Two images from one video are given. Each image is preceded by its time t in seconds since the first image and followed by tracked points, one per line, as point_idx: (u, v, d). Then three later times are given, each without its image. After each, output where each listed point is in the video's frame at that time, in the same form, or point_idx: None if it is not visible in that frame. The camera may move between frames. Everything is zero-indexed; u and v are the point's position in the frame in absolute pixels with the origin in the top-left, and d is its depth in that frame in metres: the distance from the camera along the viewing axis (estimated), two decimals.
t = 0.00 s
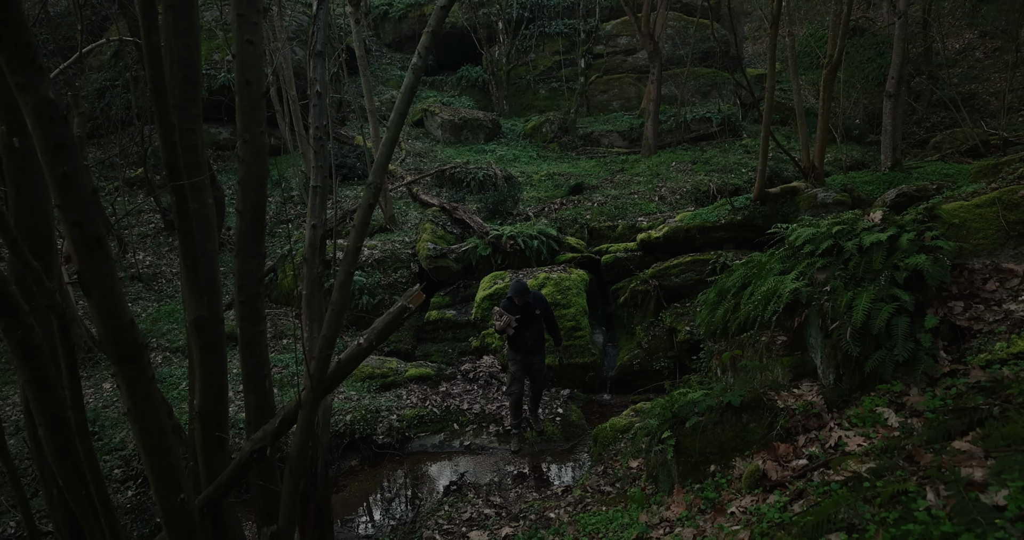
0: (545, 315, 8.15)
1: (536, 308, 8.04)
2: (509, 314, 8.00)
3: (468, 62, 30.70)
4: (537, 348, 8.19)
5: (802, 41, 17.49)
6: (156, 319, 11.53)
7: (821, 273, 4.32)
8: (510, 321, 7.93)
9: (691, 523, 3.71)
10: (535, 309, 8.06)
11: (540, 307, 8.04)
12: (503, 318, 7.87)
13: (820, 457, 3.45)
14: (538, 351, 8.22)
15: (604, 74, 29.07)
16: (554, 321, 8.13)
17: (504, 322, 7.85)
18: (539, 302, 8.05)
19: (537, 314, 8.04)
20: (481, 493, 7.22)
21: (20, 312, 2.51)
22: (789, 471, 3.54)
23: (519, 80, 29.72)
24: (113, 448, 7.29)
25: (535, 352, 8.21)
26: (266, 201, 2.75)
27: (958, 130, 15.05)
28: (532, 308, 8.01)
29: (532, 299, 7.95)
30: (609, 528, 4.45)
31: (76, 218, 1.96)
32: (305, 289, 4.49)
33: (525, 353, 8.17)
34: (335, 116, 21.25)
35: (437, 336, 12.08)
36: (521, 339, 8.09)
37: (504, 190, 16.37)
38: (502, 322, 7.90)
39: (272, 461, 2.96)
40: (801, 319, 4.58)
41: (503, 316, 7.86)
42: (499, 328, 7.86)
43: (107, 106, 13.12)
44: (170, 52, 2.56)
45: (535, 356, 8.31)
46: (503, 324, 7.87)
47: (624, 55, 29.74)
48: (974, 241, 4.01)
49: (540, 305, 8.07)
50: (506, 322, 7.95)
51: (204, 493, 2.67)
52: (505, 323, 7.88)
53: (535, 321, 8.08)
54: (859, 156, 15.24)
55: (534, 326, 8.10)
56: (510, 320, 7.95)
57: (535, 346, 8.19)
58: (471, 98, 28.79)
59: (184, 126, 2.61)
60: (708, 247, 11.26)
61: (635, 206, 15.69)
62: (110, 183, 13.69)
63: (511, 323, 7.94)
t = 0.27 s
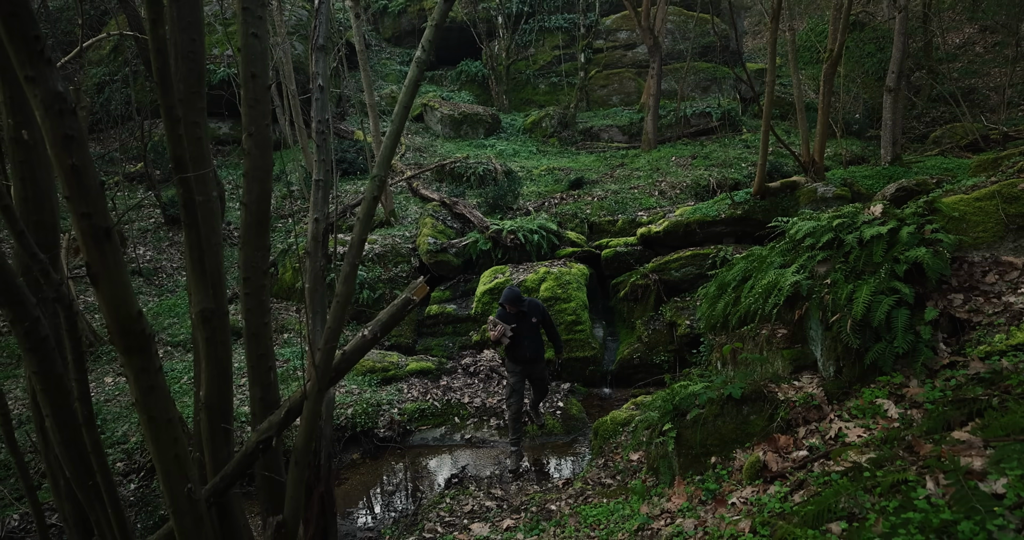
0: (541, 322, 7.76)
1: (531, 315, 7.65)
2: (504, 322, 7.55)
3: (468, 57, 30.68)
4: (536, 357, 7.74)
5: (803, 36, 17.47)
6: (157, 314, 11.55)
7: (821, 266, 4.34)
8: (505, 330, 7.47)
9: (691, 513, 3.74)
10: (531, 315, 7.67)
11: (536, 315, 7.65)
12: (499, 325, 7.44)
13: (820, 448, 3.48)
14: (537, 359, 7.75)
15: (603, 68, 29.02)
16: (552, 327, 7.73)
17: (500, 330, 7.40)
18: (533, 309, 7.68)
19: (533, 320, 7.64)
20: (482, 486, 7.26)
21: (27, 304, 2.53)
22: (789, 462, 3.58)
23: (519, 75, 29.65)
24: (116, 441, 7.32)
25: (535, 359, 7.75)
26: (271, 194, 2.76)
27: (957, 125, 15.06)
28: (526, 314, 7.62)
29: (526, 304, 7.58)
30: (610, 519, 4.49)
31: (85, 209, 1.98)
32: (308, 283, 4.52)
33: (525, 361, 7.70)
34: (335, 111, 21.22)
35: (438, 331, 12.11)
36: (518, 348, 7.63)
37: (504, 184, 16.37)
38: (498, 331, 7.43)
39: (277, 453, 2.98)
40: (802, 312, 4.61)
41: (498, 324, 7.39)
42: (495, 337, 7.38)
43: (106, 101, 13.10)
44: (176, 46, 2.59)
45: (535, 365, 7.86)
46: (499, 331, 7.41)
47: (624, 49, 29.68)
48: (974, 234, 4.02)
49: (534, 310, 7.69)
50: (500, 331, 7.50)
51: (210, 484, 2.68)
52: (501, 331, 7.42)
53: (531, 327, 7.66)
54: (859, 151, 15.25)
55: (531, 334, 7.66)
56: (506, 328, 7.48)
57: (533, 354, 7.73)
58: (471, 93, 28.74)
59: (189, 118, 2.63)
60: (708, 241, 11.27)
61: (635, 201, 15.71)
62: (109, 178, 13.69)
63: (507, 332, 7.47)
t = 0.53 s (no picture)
0: (535, 337, 7.42)
1: (524, 330, 7.31)
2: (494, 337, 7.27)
3: (468, 52, 30.65)
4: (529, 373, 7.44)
5: (803, 30, 17.44)
6: (158, 309, 11.58)
7: (822, 260, 4.36)
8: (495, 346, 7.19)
9: (693, 505, 3.77)
10: (523, 330, 7.33)
11: (529, 330, 7.32)
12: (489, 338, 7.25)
13: (821, 440, 3.51)
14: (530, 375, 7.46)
15: (603, 63, 28.96)
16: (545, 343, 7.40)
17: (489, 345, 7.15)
18: (527, 324, 7.32)
19: (525, 336, 7.30)
20: (483, 479, 7.29)
21: (34, 295, 2.56)
22: (790, 453, 3.61)
23: (519, 70, 29.58)
24: (118, 435, 7.36)
25: (527, 375, 7.47)
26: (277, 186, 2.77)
27: (958, 120, 15.06)
28: (518, 330, 7.27)
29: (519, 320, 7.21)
30: (612, 511, 4.52)
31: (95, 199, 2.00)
32: (311, 277, 4.54)
33: (515, 378, 7.44)
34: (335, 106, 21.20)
35: (439, 325, 12.14)
36: (509, 364, 7.36)
37: (505, 179, 16.36)
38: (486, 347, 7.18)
39: (282, 443, 3.00)
40: (803, 305, 4.63)
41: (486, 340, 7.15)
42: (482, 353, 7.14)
43: (106, 96, 13.09)
44: (181, 38, 2.61)
45: (528, 381, 7.59)
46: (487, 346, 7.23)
47: (624, 44, 29.62)
48: (975, 227, 4.04)
49: (527, 326, 7.33)
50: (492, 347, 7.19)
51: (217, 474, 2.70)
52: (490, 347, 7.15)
53: (523, 343, 7.34)
54: (859, 146, 15.26)
55: (523, 349, 7.37)
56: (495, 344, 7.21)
57: (526, 370, 7.44)
58: (471, 88, 28.69)
59: (195, 111, 2.65)
60: (709, 236, 11.29)
61: (635, 196, 15.72)
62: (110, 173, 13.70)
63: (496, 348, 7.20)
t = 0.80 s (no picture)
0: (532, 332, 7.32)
1: (523, 324, 7.19)
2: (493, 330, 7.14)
3: (468, 47, 30.60)
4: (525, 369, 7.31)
5: (804, 25, 17.39)
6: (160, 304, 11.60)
7: (824, 253, 4.39)
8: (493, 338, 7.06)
9: (695, 495, 3.80)
10: (523, 324, 7.22)
11: (528, 324, 7.21)
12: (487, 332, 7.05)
13: (822, 431, 3.53)
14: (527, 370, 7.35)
15: (603, 58, 28.90)
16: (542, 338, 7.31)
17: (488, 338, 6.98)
18: (526, 317, 7.22)
19: (524, 329, 7.18)
20: (485, 472, 7.33)
21: (43, 287, 2.57)
22: (791, 444, 3.63)
23: (519, 65, 29.51)
24: (122, 428, 7.40)
25: (524, 370, 7.34)
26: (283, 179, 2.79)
27: (958, 115, 15.04)
28: (518, 322, 7.15)
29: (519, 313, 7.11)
30: (613, 503, 4.56)
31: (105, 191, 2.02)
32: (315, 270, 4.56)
33: (513, 373, 7.32)
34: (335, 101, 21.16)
35: (440, 319, 12.16)
36: (506, 358, 7.24)
37: (505, 174, 16.36)
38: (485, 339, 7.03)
39: (288, 434, 3.02)
40: (804, 298, 4.65)
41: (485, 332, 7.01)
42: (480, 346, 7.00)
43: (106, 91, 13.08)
44: (186, 32, 2.62)
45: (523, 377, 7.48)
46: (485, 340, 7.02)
47: (624, 39, 29.54)
48: (976, 220, 4.05)
49: (527, 319, 7.24)
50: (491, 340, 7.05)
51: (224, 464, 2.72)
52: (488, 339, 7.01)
53: (521, 337, 7.22)
54: (859, 141, 15.25)
55: (520, 344, 7.25)
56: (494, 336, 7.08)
57: (522, 365, 7.32)
58: (470, 83, 28.64)
59: (201, 104, 2.66)
60: (709, 230, 11.30)
61: (635, 191, 15.72)
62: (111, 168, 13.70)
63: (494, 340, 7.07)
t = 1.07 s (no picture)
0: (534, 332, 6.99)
1: (524, 324, 6.87)
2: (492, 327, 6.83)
3: (468, 41, 30.55)
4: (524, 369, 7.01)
5: (806, 19, 17.32)
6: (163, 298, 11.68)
7: (826, 245, 4.40)
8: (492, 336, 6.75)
9: (697, 486, 3.83)
10: (524, 323, 6.89)
11: (529, 324, 6.88)
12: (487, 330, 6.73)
13: (823, 422, 3.56)
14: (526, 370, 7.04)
15: (604, 52, 28.82)
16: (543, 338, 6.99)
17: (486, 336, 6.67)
18: (528, 316, 6.89)
19: (525, 329, 6.84)
20: (487, 464, 7.37)
21: (50, 279, 2.59)
22: (793, 435, 3.66)
23: (519, 59, 29.44)
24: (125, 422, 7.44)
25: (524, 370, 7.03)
26: (288, 171, 2.80)
27: (960, 109, 15.01)
28: (519, 321, 6.82)
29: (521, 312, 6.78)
30: (615, 494, 4.59)
31: (114, 182, 2.04)
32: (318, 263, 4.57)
33: (511, 373, 7.02)
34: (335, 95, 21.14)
35: (441, 313, 12.18)
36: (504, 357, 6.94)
37: (506, 169, 16.35)
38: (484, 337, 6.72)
39: (294, 425, 3.05)
40: (806, 290, 4.67)
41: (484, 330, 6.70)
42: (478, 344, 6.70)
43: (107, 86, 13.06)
44: (190, 24, 2.61)
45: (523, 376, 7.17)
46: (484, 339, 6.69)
47: (624, 33, 29.45)
48: (978, 213, 4.06)
49: (529, 318, 6.91)
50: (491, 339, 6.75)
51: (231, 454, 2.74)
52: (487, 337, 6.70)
53: (522, 336, 6.89)
54: (860, 135, 15.24)
55: (520, 344, 6.93)
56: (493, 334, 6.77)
57: (522, 365, 7.02)
58: (471, 78, 28.58)
59: (205, 96, 2.66)
60: (710, 224, 11.31)
61: (636, 185, 15.72)
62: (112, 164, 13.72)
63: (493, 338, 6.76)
